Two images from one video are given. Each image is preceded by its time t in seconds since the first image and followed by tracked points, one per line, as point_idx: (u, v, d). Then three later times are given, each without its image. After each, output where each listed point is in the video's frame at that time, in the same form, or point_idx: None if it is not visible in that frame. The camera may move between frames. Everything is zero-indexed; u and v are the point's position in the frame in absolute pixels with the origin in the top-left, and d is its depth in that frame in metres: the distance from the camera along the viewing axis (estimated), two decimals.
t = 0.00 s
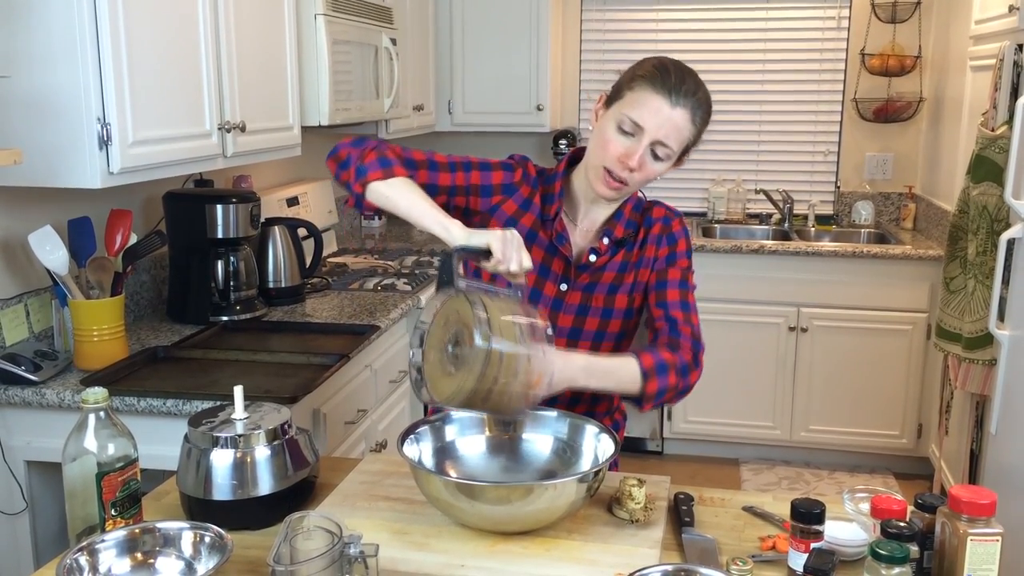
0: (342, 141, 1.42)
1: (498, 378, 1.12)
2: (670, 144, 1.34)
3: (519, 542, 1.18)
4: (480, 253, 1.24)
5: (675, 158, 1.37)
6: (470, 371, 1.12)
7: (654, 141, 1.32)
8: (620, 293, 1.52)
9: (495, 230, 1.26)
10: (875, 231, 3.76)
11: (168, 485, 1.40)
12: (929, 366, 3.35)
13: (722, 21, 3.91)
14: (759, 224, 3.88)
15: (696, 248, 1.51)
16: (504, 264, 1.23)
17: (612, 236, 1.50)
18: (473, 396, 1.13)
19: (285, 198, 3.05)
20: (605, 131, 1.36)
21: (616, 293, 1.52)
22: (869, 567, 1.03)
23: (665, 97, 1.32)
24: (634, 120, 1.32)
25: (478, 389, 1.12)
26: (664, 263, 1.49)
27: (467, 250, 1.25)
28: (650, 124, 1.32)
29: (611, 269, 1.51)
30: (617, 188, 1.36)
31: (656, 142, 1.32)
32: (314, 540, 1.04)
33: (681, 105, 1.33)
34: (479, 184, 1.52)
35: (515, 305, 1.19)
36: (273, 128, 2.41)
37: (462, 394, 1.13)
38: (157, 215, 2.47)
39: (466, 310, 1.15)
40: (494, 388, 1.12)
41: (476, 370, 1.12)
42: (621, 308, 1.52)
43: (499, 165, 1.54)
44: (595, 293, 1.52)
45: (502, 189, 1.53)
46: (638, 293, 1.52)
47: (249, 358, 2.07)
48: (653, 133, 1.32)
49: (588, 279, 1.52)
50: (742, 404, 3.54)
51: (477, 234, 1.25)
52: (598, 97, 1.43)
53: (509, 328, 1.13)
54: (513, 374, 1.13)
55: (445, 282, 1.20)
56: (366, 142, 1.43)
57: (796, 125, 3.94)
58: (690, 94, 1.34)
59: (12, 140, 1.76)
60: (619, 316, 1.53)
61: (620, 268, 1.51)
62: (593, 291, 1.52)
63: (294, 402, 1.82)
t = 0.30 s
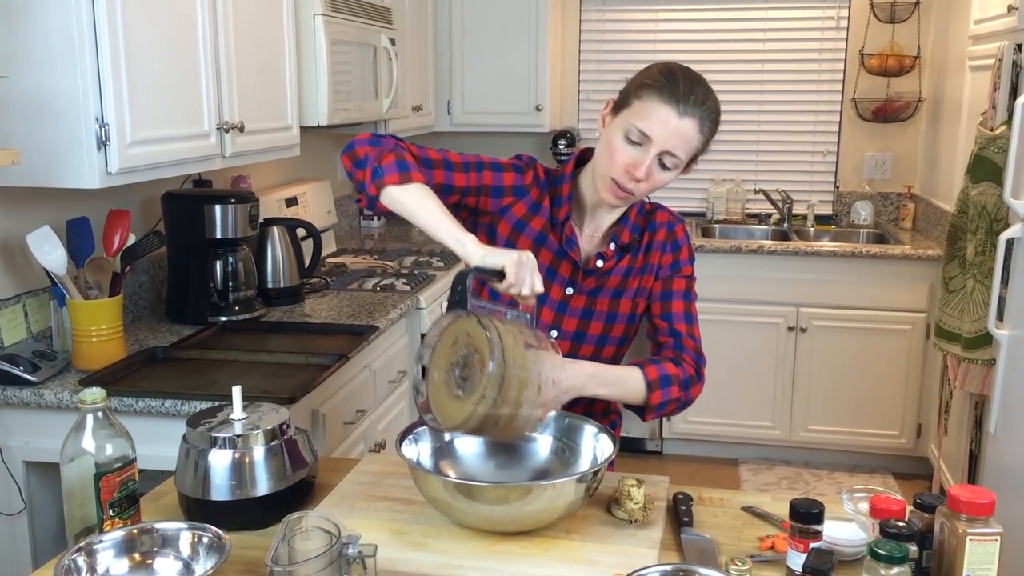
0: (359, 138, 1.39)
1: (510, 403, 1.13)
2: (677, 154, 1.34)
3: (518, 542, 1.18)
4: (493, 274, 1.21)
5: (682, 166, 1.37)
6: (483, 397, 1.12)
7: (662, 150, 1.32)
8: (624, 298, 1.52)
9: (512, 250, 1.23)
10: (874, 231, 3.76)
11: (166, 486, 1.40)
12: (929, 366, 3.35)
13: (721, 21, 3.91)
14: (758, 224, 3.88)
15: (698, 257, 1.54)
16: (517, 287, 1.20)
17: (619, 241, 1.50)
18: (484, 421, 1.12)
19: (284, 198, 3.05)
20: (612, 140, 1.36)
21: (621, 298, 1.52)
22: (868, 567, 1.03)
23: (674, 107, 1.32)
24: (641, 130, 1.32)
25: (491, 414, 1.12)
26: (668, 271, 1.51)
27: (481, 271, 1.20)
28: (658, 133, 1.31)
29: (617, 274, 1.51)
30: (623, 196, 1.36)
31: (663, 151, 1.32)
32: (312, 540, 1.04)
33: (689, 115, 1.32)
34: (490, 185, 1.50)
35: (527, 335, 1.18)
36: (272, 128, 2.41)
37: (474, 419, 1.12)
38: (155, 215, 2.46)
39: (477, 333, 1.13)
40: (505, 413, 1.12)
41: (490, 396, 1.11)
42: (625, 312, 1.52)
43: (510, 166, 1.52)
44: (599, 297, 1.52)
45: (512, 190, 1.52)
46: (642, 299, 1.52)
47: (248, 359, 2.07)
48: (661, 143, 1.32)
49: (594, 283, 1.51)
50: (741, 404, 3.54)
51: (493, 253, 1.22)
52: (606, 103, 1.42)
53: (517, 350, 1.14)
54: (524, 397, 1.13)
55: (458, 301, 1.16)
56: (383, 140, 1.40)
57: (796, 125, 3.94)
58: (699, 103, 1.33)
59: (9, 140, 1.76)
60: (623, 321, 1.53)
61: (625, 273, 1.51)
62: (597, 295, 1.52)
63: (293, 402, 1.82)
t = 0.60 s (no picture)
0: (355, 156, 1.39)
1: (526, 399, 1.12)
2: (677, 148, 1.34)
3: (517, 541, 1.18)
4: (498, 278, 1.24)
5: (682, 161, 1.37)
6: (501, 393, 1.10)
7: (662, 144, 1.32)
8: (624, 299, 1.51)
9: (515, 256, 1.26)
10: (873, 230, 3.76)
11: (165, 485, 1.40)
12: (928, 365, 3.35)
13: (720, 20, 3.91)
14: (757, 223, 3.88)
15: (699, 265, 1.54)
16: (522, 291, 1.23)
17: (620, 242, 1.49)
18: (500, 419, 1.12)
19: (283, 197, 3.05)
20: (611, 136, 1.36)
21: (621, 299, 1.51)
22: (867, 566, 1.03)
23: (672, 100, 1.32)
24: (641, 123, 1.32)
25: (507, 412, 1.11)
26: (670, 278, 1.51)
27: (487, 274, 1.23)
28: (658, 126, 1.32)
29: (618, 275, 1.50)
30: (625, 193, 1.36)
31: (664, 145, 1.32)
32: (312, 539, 1.04)
33: (688, 108, 1.33)
34: (489, 189, 1.51)
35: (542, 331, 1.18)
36: (271, 127, 2.41)
37: (490, 418, 1.12)
38: (153, 214, 2.46)
39: (491, 332, 1.14)
40: (522, 410, 1.12)
41: (506, 394, 1.10)
42: (624, 315, 1.52)
43: (508, 168, 1.53)
44: (599, 298, 1.51)
45: (511, 193, 1.52)
46: (643, 302, 1.52)
47: (247, 358, 2.07)
48: (661, 136, 1.32)
49: (594, 284, 1.51)
50: (740, 403, 3.54)
51: (496, 259, 1.25)
52: (603, 104, 1.43)
53: (535, 348, 1.13)
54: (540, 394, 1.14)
55: (466, 306, 1.21)
56: (379, 157, 1.39)
57: (795, 124, 3.94)
58: (697, 96, 1.34)
59: (7, 139, 1.76)
60: (622, 323, 1.53)
61: (626, 274, 1.50)
62: (597, 295, 1.51)
63: (292, 401, 1.82)
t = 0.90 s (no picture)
0: (356, 155, 1.39)
1: (533, 390, 1.12)
2: (674, 131, 1.34)
3: (517, 541, 1.18)
4: (506, 272, 1.23)
5: (680, 148, 1.37)
6: (509, 382, 1.11)
7: (659, 129, 1.32)
8: (625, 301, 1.51)
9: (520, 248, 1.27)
10: (872, 230, 3.76)
11: (165, 484, 1.40)
12: (926, 365, 3.35)
13: (719, 20, 3.91)
14: (756, 223, 3.88)
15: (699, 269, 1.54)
16: (529, 283, 1.24)
17: (620, 243, 1.49)
18: (507, 410, 1.12)
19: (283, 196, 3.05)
20: (606, 127, 1.36)
21: (621, 301, 1.51)
22: (866, 565, 1.03)
23: (664, 85, 1.33)
24: (635, 109, 1.33)
25: (516, 403, 1.11)
26: (669, 281, 1.51)
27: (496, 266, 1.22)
28: (653, 110, 1.32)
29: (618, 276, 1.50)
30: (625, 182, 1.35)
31: (660, 129, 1.32)
32: (311, 539, 1.04)
33: (681, 91, 1.34)
34: (489, 188, 1.51)
35: (550, 322, 1.19)
36: (271, 126, 2.41)
37: (498, 408, 1.11)
38: (152, 214, 2.46)
39: (501, 322, 1.15)
40: (529, 401, 1.12)
41: (515, 383, 1.11)
42: (624, 317, 1.52)
43: (508, 168, 1.53)
44: (599, 299, 1.51)
45: (511, 193, 1.52)
46: (642, 304, 1.52)
47: (246, 357, 2.07)
48: (657, 121, 1.32)
49: (594, 285, 1.51)
50: (739, 403, 3.54)
51: (503, 251, 1.25)
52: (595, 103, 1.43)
53: (542, 341, 1.14)
54: (548, 386, 1.14)
55: (473, 297, 1.20)
56: (381, 155, 1.40)
57: (794, 124, 3.94)
58: (689, 81, 1.35)
59: (6, 138, 1.76)
60: (621, 325, 1.53)
61: (626, 276, 1.51)
62: (597, 296, 1.51)
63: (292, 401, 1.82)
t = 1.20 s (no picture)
0: (356, 147, 1.40)
1: (538, 379, 1.14)
2: (674, 101, 1.35)
3: (518, 539, 1.18)
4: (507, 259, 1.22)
5: (683, 120, 1.38)
6: (513, 374, 1.13)
7: (658, 99, 1.34)
8: (625, 304, 1.51)
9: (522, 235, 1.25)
10: (872, 231, 3.76)
11: (166, 482, 1.40)
12: (927, 365, 3.35)
13: (720, 20, 3.91)
14: (757, 223, 3.88)
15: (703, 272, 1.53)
16: (531, 272, 1.22)
17: (622, 246, 1.49)
18: (514, 400, 1.14)
19: (284, 195, 3.05)
20: (605, 112, 1.37)
21: (621, 304, 1.51)
22: (867, 565, 1.03)
23: (653, 60, 1.37)
24: (631, 86, 1.35)
25: (521, 394, 1.14)
26: (670, 284, 1.51)
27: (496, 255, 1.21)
28: (648, 83, 1.35)
29: (619, 279, 1.50)
30: (641, 157, 1.34)
31: (659, 99, 1.34)
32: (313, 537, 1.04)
33: (670, 64, 1.37)
34: (491, 186, 1.52)
35: (550, 308, 1.19)
36: (271, 125, 2.41)
37: (503, 400, 1.14)
38: (153, 212, 2.46)
39: (503, 313, 1.15)
40: (535, 390, 1.15)
41: (518, 377, 1.13)
42: (624, 320, 1.51)
43: (511, 167, 1.53)
44: (600, 302, 1.51)
45: (513, 192, 1.52)
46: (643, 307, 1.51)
47: (247, 356, 2.07)
48: (653, 92, 1.35)
49: (595, 287, 1.50)
50: (739, 403, 3.54)
51: (504, 240, 1.24)
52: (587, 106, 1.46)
53: (546, 329, 1.14)
54: (553, 375, 1.15)
55: (475, 286, 1.19)
56: (381, 147, 1.40)
57: (795, 124, 3.94)
58: (675, 56, 1.39)
59: (8, 136, 1.76)
60: (622, 329, 1.52)
61: (628, 279, 1.50)
62: (598, 299, 1.50)
63: (292, 399, 1.82)
